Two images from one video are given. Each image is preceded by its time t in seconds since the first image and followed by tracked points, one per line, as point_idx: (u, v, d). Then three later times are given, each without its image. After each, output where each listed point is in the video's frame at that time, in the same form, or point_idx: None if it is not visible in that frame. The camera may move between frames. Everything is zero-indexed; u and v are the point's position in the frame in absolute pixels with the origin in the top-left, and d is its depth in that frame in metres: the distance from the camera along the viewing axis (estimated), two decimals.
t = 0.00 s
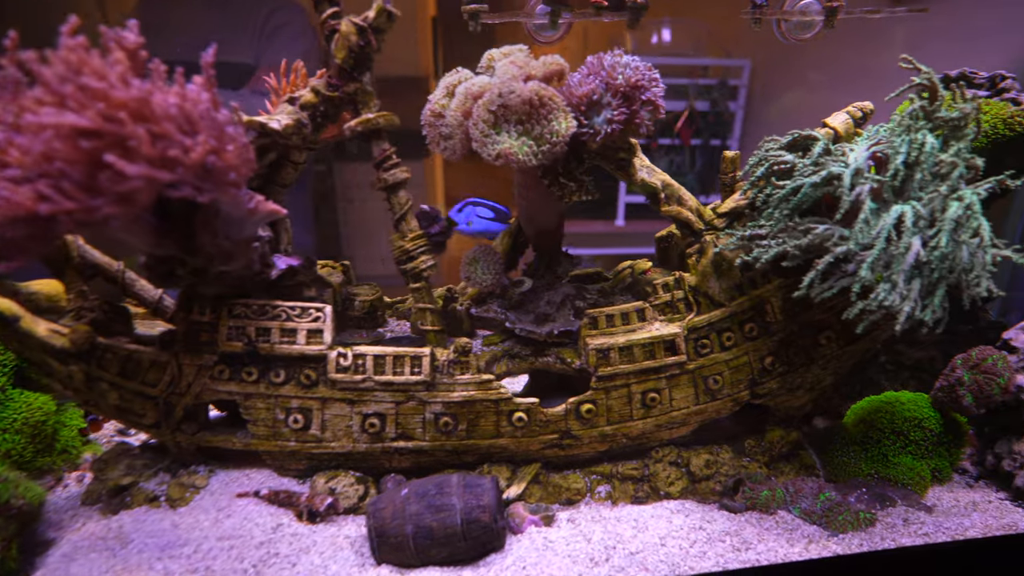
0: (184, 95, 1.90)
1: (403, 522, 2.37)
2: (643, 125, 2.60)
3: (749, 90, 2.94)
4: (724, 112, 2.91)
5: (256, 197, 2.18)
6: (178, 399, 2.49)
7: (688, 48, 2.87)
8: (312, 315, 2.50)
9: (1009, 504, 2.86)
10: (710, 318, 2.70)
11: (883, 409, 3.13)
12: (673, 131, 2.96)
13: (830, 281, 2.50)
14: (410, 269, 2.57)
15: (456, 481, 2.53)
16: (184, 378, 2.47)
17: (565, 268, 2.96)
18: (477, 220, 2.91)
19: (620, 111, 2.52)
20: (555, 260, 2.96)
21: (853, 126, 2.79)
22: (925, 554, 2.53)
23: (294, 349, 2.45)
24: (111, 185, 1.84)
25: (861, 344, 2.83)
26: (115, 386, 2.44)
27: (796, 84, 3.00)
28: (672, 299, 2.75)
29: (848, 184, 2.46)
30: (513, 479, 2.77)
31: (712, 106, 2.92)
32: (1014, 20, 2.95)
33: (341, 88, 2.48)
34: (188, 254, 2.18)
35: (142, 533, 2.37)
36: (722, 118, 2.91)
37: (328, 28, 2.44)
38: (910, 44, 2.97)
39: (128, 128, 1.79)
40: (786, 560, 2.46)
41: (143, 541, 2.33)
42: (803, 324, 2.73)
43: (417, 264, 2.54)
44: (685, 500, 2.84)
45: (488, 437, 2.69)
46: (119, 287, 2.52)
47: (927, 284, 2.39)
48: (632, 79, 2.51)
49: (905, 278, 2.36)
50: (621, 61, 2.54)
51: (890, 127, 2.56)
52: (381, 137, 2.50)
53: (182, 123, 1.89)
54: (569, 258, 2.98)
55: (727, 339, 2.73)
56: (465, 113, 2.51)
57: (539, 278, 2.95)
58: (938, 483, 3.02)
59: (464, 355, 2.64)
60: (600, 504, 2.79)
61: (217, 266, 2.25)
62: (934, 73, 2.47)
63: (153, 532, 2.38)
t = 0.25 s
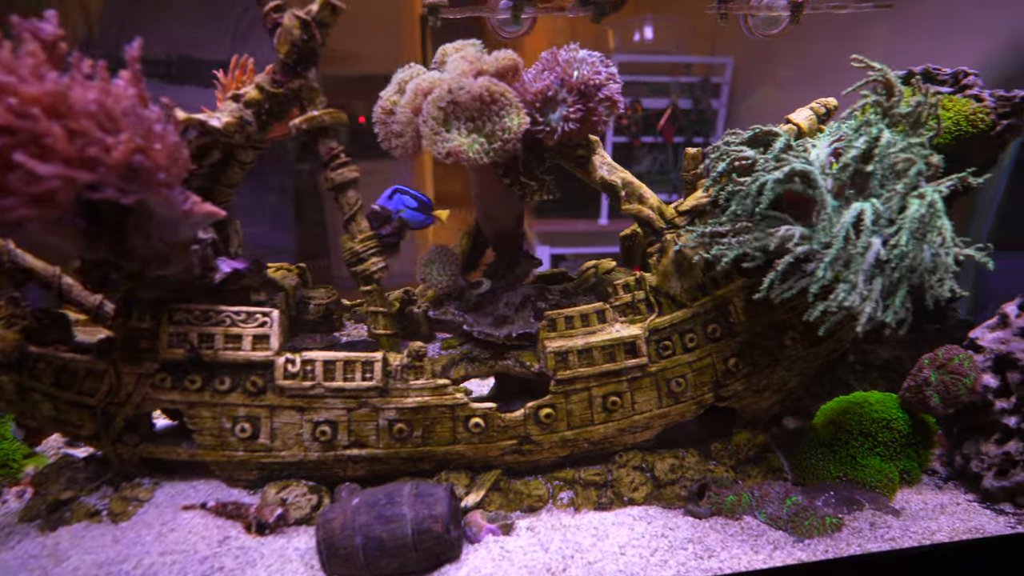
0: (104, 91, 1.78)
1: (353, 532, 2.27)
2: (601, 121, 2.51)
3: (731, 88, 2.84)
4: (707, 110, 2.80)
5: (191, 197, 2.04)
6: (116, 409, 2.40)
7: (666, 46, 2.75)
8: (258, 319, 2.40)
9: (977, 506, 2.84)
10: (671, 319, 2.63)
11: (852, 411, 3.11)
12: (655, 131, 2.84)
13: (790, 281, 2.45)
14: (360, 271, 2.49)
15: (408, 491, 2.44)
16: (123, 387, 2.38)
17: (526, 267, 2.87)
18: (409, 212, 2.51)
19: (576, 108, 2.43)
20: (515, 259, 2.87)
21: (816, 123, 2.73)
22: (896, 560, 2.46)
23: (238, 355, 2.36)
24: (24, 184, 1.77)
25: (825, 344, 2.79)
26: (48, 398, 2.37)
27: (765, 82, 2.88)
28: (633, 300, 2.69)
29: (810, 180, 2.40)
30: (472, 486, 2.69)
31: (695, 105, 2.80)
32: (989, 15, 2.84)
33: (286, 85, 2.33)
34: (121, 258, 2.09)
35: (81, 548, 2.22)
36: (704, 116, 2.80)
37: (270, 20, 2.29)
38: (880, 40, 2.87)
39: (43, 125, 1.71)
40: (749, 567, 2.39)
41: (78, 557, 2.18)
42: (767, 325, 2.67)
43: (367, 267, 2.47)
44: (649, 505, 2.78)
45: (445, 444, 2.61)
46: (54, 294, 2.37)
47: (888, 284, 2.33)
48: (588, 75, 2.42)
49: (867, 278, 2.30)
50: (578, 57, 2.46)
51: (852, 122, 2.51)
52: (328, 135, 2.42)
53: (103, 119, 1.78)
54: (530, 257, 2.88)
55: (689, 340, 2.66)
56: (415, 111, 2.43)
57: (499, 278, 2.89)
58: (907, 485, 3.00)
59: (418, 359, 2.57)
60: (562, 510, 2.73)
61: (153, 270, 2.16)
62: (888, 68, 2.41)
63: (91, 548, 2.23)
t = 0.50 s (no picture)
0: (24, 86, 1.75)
1: (305, 542, 2.19)
2: (558, 118, 2.46)
3: (715, 86, 2.85)
4: (692, 108, 2.84)
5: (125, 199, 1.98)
6: (57, 418, 2.33)
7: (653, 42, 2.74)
8: (206, 323, 2.33)
9: (949, 506, 2.82)
10: (635, 319, 2.58)
11: (821, 410, 3.11)
12: (639, 129, 2.88)
13: (754, 279, 2.39)
14: (313, 272, 2.39)
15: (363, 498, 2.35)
16: (64, 396, 2.31)
17: (489, 267, 2.80)
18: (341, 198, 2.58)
19: (533, 104, 2.37)
20: (477, 260, 2.81)
21: (782, 118, 2.69)
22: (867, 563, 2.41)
23: (185, 361, 2.29)
24: None
25: (792, 342, 2.75)
26: None
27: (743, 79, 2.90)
28: (595, 299, 2.65)
29: (774, 176, 2.34)
30: (433, 492, 2.62)
31: (679, 102, 2.85)
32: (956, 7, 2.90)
33: (230, 81, 2.23)
34: (54, 260, 2.00)
35: (17, 565, 2.11)
36: (689, 114, 2.83)
37: (214, 14, 2.21)
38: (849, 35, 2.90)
39: None
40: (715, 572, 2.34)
41: (13, 573, 2.07)
42: (732, 323, 2.63)
43: (320, 268, 2.38)
44: (616, 509, 2.72)
45: (404, 449, 2.54)
46: None
47: (854, 282, 2.27)
48: (545, 71, 2.36)
49: (830, 275, 2.25)
50: (534, 51, 2.40)
51: (816, 117, 2.47)
52: (277, 133, 2.30)
53: (27, 117, 1.76)
54: (492, 257, 2.82)
55: (654, 340, 2.61)
56: (367, 107, 2.36)
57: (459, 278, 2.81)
58: (878, 485, 3.00)
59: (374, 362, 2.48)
60: (527, 516, 2.66)
61: (88, 273, 2.06)
62: (844, 64, 2.38)
63: (29, 563, 2.13)
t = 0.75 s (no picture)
0: None
1: (264, 548, 2.12)
2: (523, 111, 2.42)
3: (701, 85, 2.78)
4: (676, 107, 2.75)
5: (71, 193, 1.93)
6: (5, 424, 2.26)
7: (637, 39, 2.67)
8: (160, 324, 2.24)
9: (924, 503, 2.81)
10: (605, 316, 2.54)
11: (796, 407, 3.08)
12: (624, 126, 2.78)
13: (723, 274, 2.35)
14: (273, 271, 2.33)
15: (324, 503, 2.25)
16: (11, 401, 2.23)
17: (456, 266, 2.80)
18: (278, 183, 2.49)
19: (496, 97, 2.32)
20: (445, 257, 2.79)
21: (753, 112, 2.65)
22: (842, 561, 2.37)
23: (138, 363, 2.21)
24: None
25: (766, 338, 2.72)
26: None
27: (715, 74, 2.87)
28: (565, 297, 2.59)
29: (741, 170, 2.32)
30: (401, 494, 2.56)
31: (663, 100, 2.77)
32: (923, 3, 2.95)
33: (184, 73, 2.14)
34: None
35: None
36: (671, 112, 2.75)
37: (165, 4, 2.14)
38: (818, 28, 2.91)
39: None
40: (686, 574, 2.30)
41: None
42: (705, 320, 2.59)
43: (279, 267, 2.31)
44: (588, 509, 2.68)
45: (370, 451, 2.49)
46: None
47: (824, 276, 2.23)
48: (509, 63, 2.32)
49: (801, 270, 2.20)
50: (498, 43, 2.35)
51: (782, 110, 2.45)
52: (234, 127, 2.25)
53: None
54: (460, 255, 2.82)
55: (625, 337, 2.57)
56: (327, 100, 2.27)
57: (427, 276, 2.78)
58: (852, 481, 2.98)
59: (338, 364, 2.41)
60: (498, 517, 2.61)
61: (32, 272, 2.00)
62: (814, 55, 2.37)
63: None
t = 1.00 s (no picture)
0: None
1: (220, 558, 2.04)
2: (488, 106, 2.37)
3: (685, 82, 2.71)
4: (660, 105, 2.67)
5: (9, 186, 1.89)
6: None
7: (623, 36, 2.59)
8: (111, 327, 2.16)
9: (900, 500, 2.79)
10: (574, 313, 2.50)
11: (772, 404, 3.04)
12: (609, 124, 2.68)
13: (691, 270, 2.32)
14: (231, 271, 2.25)
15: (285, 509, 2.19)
16: None
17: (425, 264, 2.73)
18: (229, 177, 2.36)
19: (459, 91, 2.27)
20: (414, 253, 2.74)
21: (725, 106, 2.61)
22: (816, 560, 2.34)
23: (88, 368, 2.14)
24: None
25: (739, 336, 2.68)
26: None
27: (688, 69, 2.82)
28: (533, 295, 2.53)
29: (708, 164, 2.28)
30: (368, 499, 2.50)
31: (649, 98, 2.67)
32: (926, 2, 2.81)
33: (132, 66, 2.06)
34: None
35: None
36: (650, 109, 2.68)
37: None
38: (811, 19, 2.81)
39: None
40: None
41: None
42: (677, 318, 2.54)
43: (237, 267, 2.24)
44: (561, 512, 2.64)
45: (334, 455, 2.41)
46: None
47: (795, 273, 2.18)
48: (472, 57, 2.26)
49: (768, 265, 2.17)
50: (462, 36, 2.29)
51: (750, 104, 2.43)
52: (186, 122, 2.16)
53: None
54: (429, 252, 2.75)
55: (595, 335, 2.53)
56: (284, 94, 2.18)
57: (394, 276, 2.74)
58: (829, 480, 2.95)
59: (300, 365, 2.35)
60: (468, 521, 2.56)
61: None
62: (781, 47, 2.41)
63: None
